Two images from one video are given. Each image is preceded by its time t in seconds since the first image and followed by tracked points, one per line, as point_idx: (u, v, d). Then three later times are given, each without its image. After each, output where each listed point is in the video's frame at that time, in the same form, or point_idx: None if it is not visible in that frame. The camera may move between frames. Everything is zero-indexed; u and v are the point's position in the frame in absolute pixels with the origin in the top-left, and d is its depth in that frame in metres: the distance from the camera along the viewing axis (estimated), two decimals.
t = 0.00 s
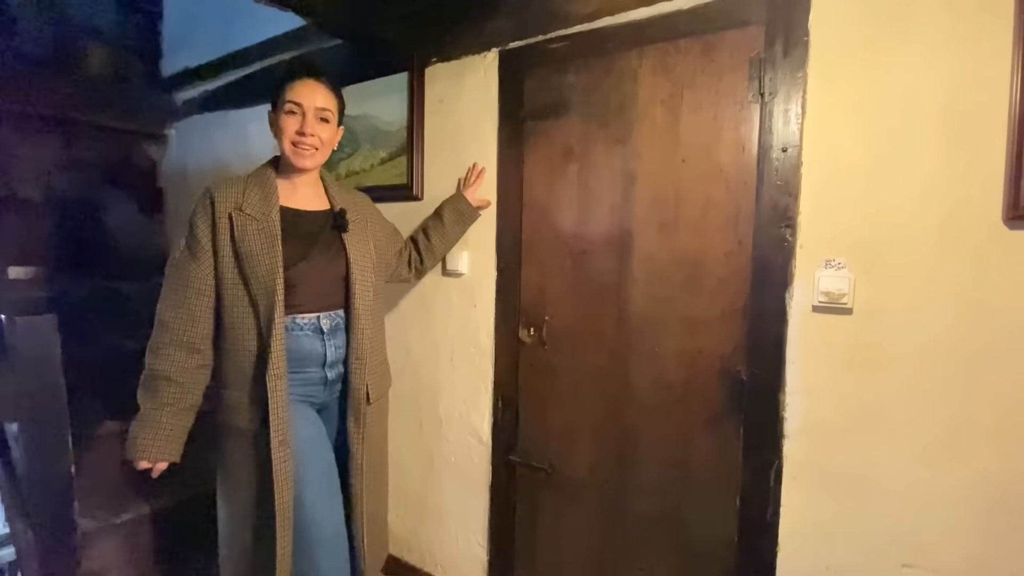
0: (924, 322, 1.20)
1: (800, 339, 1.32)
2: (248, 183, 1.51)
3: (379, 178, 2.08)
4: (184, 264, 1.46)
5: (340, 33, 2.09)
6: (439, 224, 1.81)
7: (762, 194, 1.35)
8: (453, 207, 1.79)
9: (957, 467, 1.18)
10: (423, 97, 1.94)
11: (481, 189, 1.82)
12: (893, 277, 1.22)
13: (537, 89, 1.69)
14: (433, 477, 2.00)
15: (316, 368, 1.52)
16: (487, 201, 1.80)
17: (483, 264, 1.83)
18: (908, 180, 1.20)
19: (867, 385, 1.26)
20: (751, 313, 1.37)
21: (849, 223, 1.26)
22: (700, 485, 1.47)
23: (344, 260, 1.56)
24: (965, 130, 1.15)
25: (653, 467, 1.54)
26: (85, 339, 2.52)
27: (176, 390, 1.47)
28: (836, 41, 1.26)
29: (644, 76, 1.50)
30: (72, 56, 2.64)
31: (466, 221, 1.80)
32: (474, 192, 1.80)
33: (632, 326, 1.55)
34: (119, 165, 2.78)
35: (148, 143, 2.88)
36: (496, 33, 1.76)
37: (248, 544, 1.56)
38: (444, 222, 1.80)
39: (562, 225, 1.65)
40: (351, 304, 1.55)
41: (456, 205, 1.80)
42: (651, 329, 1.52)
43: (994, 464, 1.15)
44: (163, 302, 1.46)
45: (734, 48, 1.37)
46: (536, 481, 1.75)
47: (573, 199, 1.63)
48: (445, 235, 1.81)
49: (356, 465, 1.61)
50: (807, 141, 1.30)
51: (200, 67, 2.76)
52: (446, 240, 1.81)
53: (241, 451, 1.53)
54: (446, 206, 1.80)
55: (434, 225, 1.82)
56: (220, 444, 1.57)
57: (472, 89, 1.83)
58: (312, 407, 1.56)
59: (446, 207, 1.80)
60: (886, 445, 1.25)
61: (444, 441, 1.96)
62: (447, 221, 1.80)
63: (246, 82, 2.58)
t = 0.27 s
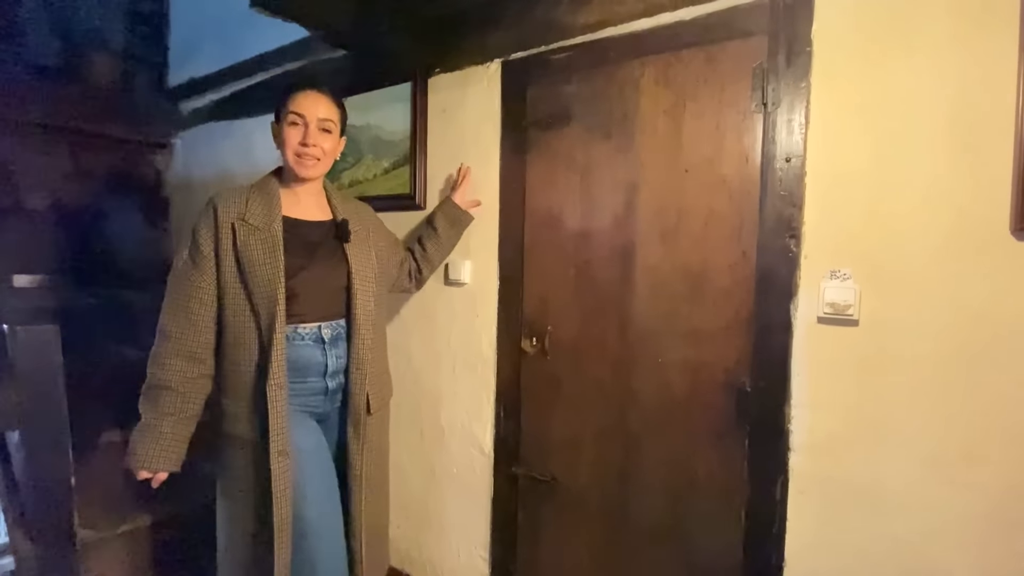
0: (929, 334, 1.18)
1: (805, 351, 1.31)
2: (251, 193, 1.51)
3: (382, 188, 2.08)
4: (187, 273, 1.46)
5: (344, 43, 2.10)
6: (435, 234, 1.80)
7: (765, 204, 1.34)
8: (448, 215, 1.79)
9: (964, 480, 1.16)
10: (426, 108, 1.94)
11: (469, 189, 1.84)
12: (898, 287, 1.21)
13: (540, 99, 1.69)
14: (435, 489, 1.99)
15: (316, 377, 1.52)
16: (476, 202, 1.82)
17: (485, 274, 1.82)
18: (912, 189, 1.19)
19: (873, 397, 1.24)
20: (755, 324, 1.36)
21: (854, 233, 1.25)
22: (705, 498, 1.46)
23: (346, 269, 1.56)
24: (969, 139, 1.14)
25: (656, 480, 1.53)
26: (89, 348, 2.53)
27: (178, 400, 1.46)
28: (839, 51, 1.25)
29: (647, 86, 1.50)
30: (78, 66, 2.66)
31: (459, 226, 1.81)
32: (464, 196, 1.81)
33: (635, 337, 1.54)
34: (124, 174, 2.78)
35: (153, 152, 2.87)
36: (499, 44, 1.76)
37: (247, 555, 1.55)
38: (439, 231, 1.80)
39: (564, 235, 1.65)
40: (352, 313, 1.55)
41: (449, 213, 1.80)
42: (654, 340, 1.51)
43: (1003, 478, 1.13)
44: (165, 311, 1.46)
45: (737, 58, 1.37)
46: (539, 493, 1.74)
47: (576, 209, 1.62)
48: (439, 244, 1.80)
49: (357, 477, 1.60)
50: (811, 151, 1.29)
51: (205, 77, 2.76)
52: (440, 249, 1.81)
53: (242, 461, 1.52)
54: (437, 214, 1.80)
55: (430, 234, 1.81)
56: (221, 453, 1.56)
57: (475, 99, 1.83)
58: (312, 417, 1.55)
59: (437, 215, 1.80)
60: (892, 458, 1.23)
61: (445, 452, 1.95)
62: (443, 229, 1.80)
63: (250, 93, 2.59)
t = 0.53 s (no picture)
0: (936, 345, 1.17)
1: (810, 361, 1.29)
2: (255, 202, 1.51)
3: (385, 197, 2.08)
4: (191, 283, 1.46)
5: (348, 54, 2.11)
6: (439, 244, 1.81)
7: (769, 213, 1.33)
8: (453, 226, 1.80)
9: (973, 493, 1.15)
10: (429, 117, 1.95)
11: (478, 201, 1.83)
12: (903, 297, 1.20)
13: (543, 109, 1.69)
14: (437, 499, 1.98)
15: (318, 387, 1.51)
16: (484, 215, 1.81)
17: (488, 283, 1.82)
18: (918, 198, 1.18)
19: (879, 409, 1.23)
20: (759, 334, 1.35)
21: (859, 243, 1.24)
22: (709, 510, 1.44)
23: (348, 278, 1.55)
24: (972, 148, 1.13)
25: (660, 492, 1.51)
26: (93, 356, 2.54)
27: (181, 409, 1.46)
28: (843, 60, 1.25)
29: (649, 96, 1.50)
30: (86, 76, 2.68)
31: (465, 238, 1.81)
32: (473, 210, 1.81)
33: (638, 347, 1.53)
34: (131, 183, 2.80)
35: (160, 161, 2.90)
36: (503, 54, 1.77)
37: (248, 565, 1.54)
38: (444, 241, 1.81)
39: (567, 244, 1.64)
40: (354, 322, 1.54)
41: (455, 224, 1.80)
42: (658, 350, 1.50)
43: (1012, 491, 1.11)
44: (169, 320, 1.46)
45: (739, 68, 1.37)
46: (542, 504, 1.72)
47: (578, 218, 1.62)
48: (445, 253, 1.81)
49: (358, 487, 1.59)
50: (815, 160, 1.28)
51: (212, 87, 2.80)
52: (446, 258, 1.81)
53: (244, 471, 1.52)
54: (444, 224, 1.80)
55: (435, 244, 1.82)
56: (222, 463, 1.56)
57: (478, 109, 1.83)
58: (314, 426, 1.55)
59: (444, 224, 1.80)
60: (899, 470, 1.22)
61: (448, 462, 1.94)
62: (448, 240, 1.80)
63: (255, 103, 2.61)
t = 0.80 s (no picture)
0: (944, 353, 1.16)
1: (817, 369, 1.29)
2: (263, 210, 1.52)
3: (391, 205, 2.09)
4: (199, 290, 1.46)
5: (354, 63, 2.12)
6: (451, 255, 1.80)
7: (774, 221, 1.33)
8: (466, 238, 1.78)
9: (982, 503, 1.14)
10: (434, 125, 1.96)
11: (491, 214, 1.81)
12: (911, 305, 1.19)
13: (547, 117, 1.69)
14: (441, 507, 1.97)
15: (322, 394, 1.51)
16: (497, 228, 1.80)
17: (493, 291, 1.82)
18: (924, 206, 1.18)
19: (887, 417, 1.22)
20: (765, 342, 1.34)
21: (865, 251, 1.24)
22: (716, 519, 1.43)
23: (353, 285, 1.56)
24: (978, 156, 1.13)
25: (666, 501, 1.50)
26: (100, 363, 2.55)
27: (187, 415, 1.46)
28: (848, 68, 1.25)
29: (654, 104, 1.50)
30: (96, 85, 2.71)
31: (477, 250, 1.79)
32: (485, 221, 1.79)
33: (643, 355, 1.53)
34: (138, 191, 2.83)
35: (168, 170, 2.93)
36: (508, 63, 1.78)
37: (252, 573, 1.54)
38: (456, 252, 1.79)
39: (572, 252, 1.64)
40: (359, 329, 1.54)
41: (469, 236, 1.78)
42: (663, 358, 1.49)
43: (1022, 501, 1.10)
44: (177, 327, 1.47)
45: (744, 76, 1.37)
46: (547, 513, 1.72)
47: (583, 226, 1.62)
48: (457, 264, 1.80)
49: (363, 495, 1.59)
50: (820, 168, 1.28)
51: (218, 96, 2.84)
52: (458, 268, 1.80)
53: (248, 478, 1.52)
54: (459, 236, 1.79)
55: (447, 254, 1.81)
56: (227, 470, 1.56)
57: (483, 117, 1.84)
58: (318, 433, 1.55)
59: (458, 236, 1.79)
60: (908, 479, 1.20)
61: (453, 470, 1.93)
62: (460, 252, 1.79)
63: (262, 112, 2.63)
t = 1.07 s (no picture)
0: (953, 357, 1.16)
1: (825, 374, 1.28)
2: (271, 215, 1.53)
3: (397, 210, 2.10)
4: (208, 294, 1.47)
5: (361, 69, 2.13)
6: (458, 259, 1.80)
7: (782, 225, 1.33)
8: (472, 242, 1.79)
9: (994, 509, 1.13)
10: (441, 131, 1.96)
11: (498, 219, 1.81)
12: (919, 309, 1.19)
13: (553, 123, 1.70)
14: (447, 513, 1.97)
15: (329, 398, 1.52)
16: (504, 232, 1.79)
17: (500, 296, 1.82)
18: (932, 210, 1.18)
19: (896, 422, 1.21)
20: (773, 347, 1.34)
21: (873, 255, 1.23)
22: (724, 526, 1.42)
23: (360, 289, 1.56)
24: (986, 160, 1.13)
25: (674, 507, 1.50)
26: (108, 368, 2.56)
27: (195, 418, 1.47)
28: (854, 73, 1.25)
29: (660, 109, 1.51)
30: (108, 90, 2.74)
31: (484, 255, 1.79)
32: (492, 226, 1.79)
33: (650, 360, 1.52)
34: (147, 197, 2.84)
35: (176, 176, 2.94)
36: (514, 69, 1.79)
37: None
38: (463, 257, 1.80)
39: (579, 257, 1.64)
40: (365, 333, 1.55)
41: (475, 240, 1.79)
42: (671, 363, 1.49)
43: None
44: (185, 330, 1.47)
45: (750, 81, 1.37)
46: (554, 519, 1.71)
47: (590, 230, 1.62)
48: (464, 269, 1.80)
49: (369, 499, 1.59)
50: (827, 172, 1.28)
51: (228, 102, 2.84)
52: (465, 273, 1.80)
53: (255, 482, 1.52)
54: (464, 240, 1.79)
55: (453, 259, 1.81)
56: (234, 474, 1.56)
57: (489, 123, 1.85)
58: (325, 437, 1.55)
59: (464, 240, 1.79)
60: (917, 485, 1.20)
61: (459, 475, 1.93)
62: (466, 256, 1.79)
63: (270, 118, 2.64)
